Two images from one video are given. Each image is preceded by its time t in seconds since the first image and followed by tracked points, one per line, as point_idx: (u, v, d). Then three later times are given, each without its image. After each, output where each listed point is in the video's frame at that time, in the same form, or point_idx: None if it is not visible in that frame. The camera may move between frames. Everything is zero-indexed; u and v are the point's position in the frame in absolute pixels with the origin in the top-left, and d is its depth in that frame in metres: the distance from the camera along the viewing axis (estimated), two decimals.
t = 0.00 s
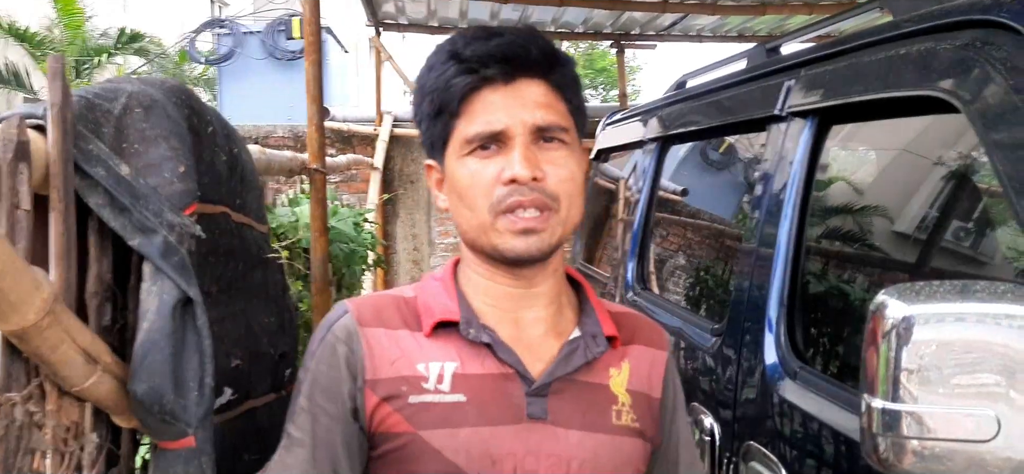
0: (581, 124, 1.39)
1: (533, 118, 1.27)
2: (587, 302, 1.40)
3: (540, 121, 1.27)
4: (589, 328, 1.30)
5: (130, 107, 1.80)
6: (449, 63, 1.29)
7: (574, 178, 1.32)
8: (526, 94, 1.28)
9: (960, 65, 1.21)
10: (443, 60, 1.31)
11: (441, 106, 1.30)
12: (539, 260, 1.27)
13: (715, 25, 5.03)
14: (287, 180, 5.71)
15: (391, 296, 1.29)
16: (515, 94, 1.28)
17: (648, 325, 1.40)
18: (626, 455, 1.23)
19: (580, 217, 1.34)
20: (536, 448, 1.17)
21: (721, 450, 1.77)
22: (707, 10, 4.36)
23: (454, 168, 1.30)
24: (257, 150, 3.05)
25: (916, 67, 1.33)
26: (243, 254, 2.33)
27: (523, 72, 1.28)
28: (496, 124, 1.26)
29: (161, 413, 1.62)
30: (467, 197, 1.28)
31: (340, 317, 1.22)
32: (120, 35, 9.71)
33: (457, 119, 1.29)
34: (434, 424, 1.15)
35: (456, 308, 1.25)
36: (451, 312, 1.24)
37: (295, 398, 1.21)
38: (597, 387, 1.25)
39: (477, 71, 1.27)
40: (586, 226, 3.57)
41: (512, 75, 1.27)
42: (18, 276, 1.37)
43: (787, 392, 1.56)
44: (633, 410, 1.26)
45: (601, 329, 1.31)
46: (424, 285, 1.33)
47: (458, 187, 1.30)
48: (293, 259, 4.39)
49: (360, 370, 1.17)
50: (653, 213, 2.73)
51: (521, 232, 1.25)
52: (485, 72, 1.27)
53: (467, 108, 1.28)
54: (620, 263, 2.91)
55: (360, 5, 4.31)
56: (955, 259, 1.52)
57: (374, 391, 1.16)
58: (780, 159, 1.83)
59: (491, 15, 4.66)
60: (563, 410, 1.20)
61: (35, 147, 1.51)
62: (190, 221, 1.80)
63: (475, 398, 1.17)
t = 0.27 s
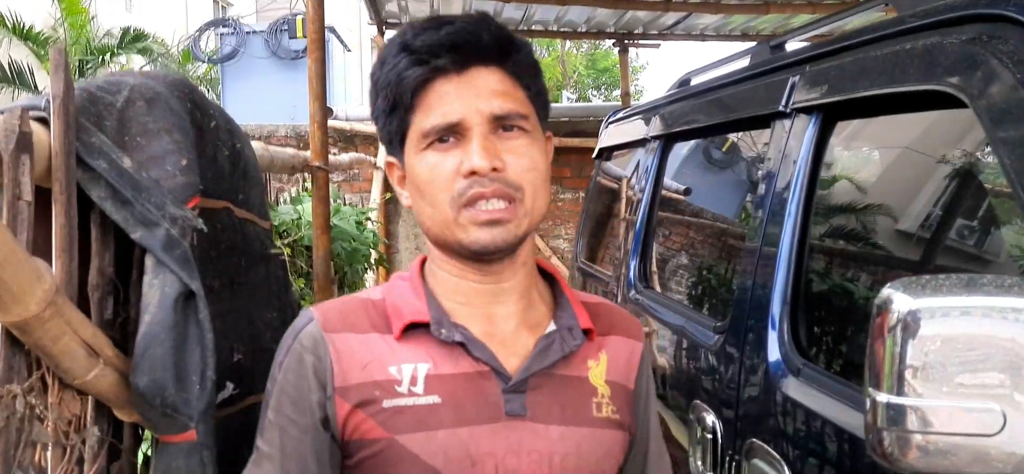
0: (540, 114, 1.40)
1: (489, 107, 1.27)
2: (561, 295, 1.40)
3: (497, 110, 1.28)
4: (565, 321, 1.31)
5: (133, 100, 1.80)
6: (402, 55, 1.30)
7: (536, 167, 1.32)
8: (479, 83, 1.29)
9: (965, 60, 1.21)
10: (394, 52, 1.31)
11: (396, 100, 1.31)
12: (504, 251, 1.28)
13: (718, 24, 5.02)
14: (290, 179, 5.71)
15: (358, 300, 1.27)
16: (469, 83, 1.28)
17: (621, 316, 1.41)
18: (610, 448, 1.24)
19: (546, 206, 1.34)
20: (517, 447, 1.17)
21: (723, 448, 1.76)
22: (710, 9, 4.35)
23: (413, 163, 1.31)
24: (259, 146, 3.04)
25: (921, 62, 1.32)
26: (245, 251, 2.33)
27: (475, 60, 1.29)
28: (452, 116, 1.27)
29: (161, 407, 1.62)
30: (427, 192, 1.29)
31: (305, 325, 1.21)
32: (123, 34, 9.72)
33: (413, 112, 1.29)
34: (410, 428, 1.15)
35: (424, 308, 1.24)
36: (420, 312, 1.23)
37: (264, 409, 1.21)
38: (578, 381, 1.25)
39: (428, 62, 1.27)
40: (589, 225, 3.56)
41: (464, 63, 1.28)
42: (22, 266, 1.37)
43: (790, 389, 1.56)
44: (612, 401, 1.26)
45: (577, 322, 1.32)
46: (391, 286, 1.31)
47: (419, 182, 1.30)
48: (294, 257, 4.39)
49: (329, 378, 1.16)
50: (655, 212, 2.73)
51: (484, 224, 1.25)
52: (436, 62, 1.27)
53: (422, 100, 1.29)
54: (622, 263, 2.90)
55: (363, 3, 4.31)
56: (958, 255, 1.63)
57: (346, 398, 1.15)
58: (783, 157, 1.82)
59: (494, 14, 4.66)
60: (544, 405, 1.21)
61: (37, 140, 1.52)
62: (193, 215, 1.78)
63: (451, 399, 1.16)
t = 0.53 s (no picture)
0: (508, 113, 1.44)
1: (457, 104, 1.31)
2: (531, 290, 1.45)
3: (466, 107, 1.31)
4: (538, 317, 1.35)
5: (130, 97, 1.87)
6: (367, 50, 1.33)
7: (506, 164, 1.35)
8: (445, 81, 1.32)
9: (965, 57, 1.21)
10: (359, 46, 1.35)
11: (361, 95, 1.34)
12: (474, 247, 1.30)
13: (719, 23, 5.02)
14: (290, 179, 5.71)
15: (328, 306, 1.28)
16: (436, 80, 1.31)
17: (589, 307, 1.47)
18: (589, 441, 1.27)
19: (517, 203, 1.37)
20: (497, 444, 1.18)
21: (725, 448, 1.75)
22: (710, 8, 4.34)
23: (382, 164, 1.34)
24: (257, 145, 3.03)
25: (921, 59, 1.31)
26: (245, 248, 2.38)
27: (441, 57, 1.32)
28: (420, 113, 1.29)
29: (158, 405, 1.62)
30: (396, 191, 1.31)
31: (274, 336, 1.22)
32: (123, 35, 9.73)
33: (380, 108, 1.33)
34: (389, 433, 1.15)
35: (397, 311, 1.25)
36: (392, 316, 1.24)
37: (237, 424, 1.21)
38: (552, 376, 1.28)
39: (394, 57, 1.31)
40: (588, 225, 3.56)
41: (431, 60, 1.31)
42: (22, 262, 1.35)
43: (788, 387, 1.55)
44: (588, 395, 1.30)
45: (549, 317, 1.36)
46: (362, 289, 1.33)
47: (388, 183, 1.33)
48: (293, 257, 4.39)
49: (303, 389, 1.17)
50: (655, 213, 2.72)
51: (455, 221, 1.28)
52: (401, 58, 1.30)
53: (388, 97, 1.32)
54: (621, 263, 2.89)
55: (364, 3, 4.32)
56: (953, 253, 1.67)
57: (323, 406, 1.16)
58: (782, 156, 1.81)
59: (494, 14, 4.67)
60: (521, 403, 1.22)
61: (34, 136, 1.54)
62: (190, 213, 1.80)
63: (430, 402, 1.17)
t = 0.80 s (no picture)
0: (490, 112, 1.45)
1: (440, 107, 1.31)
2: (515, 290, 1.47)
3: (449, 110, 1.31)
4: (520, 317, 1.38)
5: (130, 98, 1.91)
6: (348, 52, 1.33)
7: (488, 166, 1.35)
8: (428, 84, 1.32)
9: (966, 57, 1.20)
10: (339, 47, 1.35)
11: (341, 97, 1.34)
12: (457, 252, 1.31)
13: (720, 24, 5.02)
14: (291, 180, 5.72)
15: (308, 312, 1.30)
16: (419, 83, 1.31)
17: (571, 304, 1.51)
18: (576, 437, 1.30)
19: (499, 205, 1.38)
20: (484, 444, 1.21)
21: (725, 449, 1.76)
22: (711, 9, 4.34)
23: (363, 167, 1.34)
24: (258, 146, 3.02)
25: (922, 60, 1.31)
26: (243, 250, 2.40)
27: (424, 59, 1.32)
28: (402, 116, 1.29)
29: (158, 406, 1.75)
30: (377, 194, 1.32)
31: (254, 343, 1.23)
32: (124, 37, 9.75)
33: (361, 111, 1.33)
34: (374, 437, 1.18)
35: (378, 316, 1.27)
36: (373, 320, 1.26)
37: (219, 433, 1.22)
38: (537, 374, 1.31)
39: (377, 60, 1.30)
40: (590, 226, 3.56)
41: (414, 62, 1.31)
42: (20, 267, 1.43)
43: (790, 389, 1.55)
44: (574, 392, 1.34)
45: (532, 316, 1.39)
46: (342, 294, 1.35)
47: (369, 186, 1.33)
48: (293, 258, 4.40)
49: (286, 395, 1.18)
50: (656, 213, 2.72)
51: (437, 226, 1.29)
52: (384, 61, 1.30)
53: (369, 99, 1.32)
54: (622, 263, 2.89)
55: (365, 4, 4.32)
56: (961, 255, 1.65)
57: (304, 414, 1.18)
58: (783, 158, 1.81)
59: (495, 14, 4.67)
60: (507, 402, 1.26)
61: (36, 138, 1.61)
62: (189, 213, 1.88)
63: (414, 405, 1.20)
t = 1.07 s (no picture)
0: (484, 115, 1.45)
1: (434, 110, 1.31)
2: (509, 294, 1.47)
3: (443, 114, 1.31)
4: (515, 320, 1.38)
5: (128, 101, 1.95)
6: (341, 55, 1.33)
7: (482, 170, 1.35)
8: (422, 87, 1.32)
9: (966, 58, 1.20)
10: (333, 50, 1.35)
11: (334, 100, 1.34)
12: (452, 256, 1.31)
13: (720, 24, 5.02)
14: (291, 181, 5.73)
15: (301, 316, 1.30)
16: (413, 87, 1.31)
17: (565, 307, 1.51)
18: (571, 441, 1.31)
19: (494, 208, 1.38)
20: (479, 449, 1.21)
21: (725, 451, 1.76)
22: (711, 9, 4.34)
23: (357, 170, 1.34)
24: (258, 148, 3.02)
25: (922, 61, 1.31)
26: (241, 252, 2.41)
27: (418, 62, 1.32)
28: (396, 120, 1.29)
29: (156, 409, 1.79)
30: (371, 198, 1.32)
31: (247, 347, 1.22)
32: (125, 38, 9.78)
33: (355, 114, 1.33)
34: (368, 440, 1.17)
35: (372, 319, 1.27)
36: (368, 324, 1.26)
37: (213, 438, 1.22)
38: (533, 377, 1.32)
39: (370, 63, 1.30)
40: (590, 227, 3.56)
41: (408, 65, 1.31)
42: (19, 269, 1.47)
43: (790, 391, 1.55)
44: (569, 395, 1.34)
45: (527, 319, 1.39)
46: (336, 297, 1.35)
47: (363, 190, 1.33)
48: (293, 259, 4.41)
49: (279, 399, 1.18)
50: (656, 214, 2.72)
51: (432, 230, 1.28)
52: (377, 64, 1.30)
53: (363, 103, 1.32)
54: (623, 264, 2.89)
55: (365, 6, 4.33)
56: (961, 256, 1.66)
57: (298, 417, 1.17)
58: (784, 160, 1.81)
59: (495, 16, 4.68)
60: (502, 405, 1.26)
61: (33, 141, 1.65)
62: (188, 216, 1.92)
63: (409, 409, 1.20)
